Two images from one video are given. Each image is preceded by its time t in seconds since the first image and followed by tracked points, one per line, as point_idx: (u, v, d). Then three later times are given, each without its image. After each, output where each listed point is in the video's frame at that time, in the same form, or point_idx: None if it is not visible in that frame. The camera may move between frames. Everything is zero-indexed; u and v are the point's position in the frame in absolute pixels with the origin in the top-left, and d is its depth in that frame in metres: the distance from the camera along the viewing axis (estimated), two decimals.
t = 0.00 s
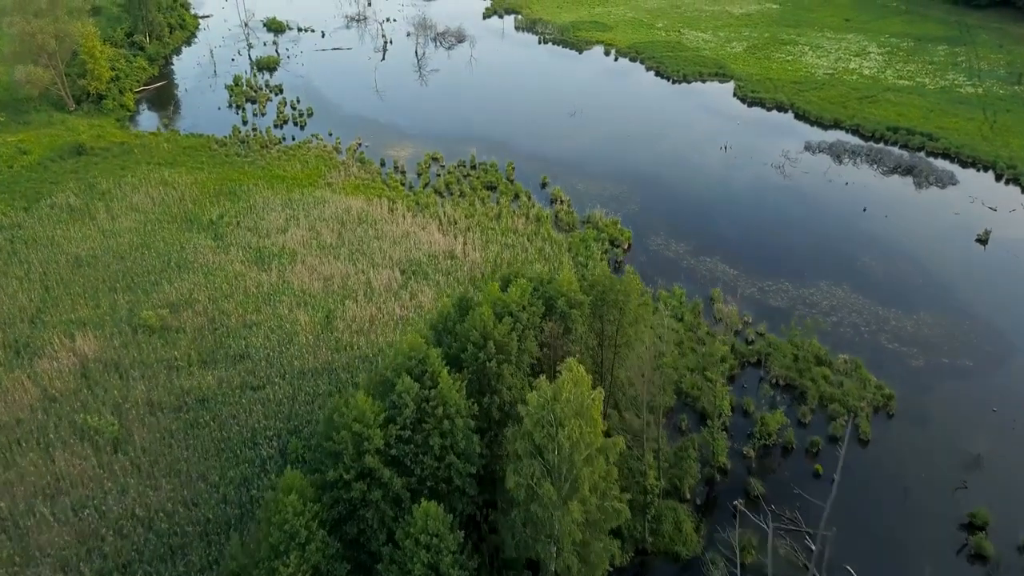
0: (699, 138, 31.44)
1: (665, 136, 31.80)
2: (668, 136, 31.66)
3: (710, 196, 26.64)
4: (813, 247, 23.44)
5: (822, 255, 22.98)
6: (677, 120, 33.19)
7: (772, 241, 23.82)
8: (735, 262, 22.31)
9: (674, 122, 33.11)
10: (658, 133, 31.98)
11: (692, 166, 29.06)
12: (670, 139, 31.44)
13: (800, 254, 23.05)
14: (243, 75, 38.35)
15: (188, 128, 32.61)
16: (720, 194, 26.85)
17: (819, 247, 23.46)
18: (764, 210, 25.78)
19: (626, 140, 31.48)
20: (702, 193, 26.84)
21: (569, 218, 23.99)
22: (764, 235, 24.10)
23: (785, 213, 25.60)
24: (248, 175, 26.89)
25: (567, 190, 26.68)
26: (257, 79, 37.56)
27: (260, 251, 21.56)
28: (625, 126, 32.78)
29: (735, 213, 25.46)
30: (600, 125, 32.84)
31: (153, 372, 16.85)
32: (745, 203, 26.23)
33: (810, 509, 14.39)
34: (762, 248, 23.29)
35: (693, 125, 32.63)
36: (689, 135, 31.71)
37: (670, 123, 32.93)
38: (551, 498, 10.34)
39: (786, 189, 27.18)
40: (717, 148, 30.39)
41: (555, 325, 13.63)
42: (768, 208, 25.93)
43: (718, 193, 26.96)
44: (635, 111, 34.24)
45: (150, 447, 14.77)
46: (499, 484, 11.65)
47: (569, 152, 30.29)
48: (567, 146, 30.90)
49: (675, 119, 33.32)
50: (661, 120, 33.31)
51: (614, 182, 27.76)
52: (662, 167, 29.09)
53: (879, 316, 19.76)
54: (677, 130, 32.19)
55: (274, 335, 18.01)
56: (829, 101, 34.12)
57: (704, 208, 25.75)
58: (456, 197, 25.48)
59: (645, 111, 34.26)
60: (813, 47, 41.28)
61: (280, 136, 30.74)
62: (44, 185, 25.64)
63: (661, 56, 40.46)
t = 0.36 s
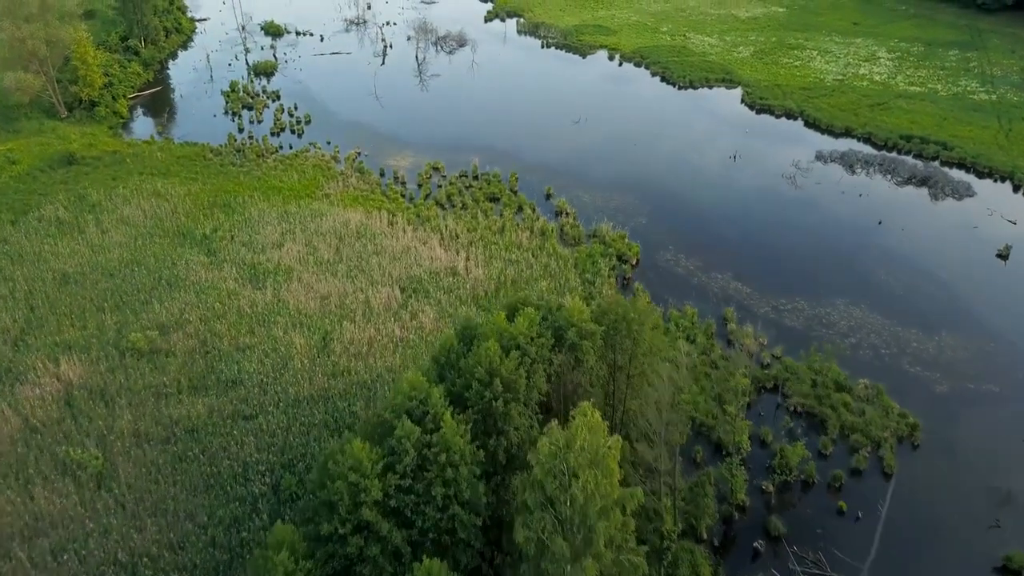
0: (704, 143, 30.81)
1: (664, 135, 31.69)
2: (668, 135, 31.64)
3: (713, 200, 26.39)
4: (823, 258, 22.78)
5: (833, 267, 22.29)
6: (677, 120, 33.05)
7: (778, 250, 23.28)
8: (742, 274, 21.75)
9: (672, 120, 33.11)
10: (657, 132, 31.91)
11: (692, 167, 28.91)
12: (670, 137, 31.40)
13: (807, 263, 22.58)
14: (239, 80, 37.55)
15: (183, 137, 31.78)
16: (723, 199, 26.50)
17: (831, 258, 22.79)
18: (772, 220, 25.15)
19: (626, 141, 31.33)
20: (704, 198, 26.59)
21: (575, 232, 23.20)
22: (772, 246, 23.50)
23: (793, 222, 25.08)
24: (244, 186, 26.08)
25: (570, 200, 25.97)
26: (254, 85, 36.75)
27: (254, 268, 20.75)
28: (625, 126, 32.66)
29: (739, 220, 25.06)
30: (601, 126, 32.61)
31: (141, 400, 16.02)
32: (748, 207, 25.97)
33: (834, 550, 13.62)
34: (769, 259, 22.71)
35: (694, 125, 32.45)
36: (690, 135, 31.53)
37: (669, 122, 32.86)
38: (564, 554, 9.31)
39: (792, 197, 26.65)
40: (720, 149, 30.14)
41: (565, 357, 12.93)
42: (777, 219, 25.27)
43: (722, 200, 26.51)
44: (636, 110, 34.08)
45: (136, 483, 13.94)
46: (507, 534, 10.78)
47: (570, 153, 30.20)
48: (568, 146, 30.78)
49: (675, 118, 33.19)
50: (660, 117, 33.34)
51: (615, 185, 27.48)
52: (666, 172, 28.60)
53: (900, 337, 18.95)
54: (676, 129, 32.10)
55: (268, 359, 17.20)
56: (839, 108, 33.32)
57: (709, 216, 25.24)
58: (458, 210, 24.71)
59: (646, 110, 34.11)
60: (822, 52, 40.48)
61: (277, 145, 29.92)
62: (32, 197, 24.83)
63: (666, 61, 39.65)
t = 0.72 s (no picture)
0: (710, 151, 30.13)
1: (664, 135, 31.73)
2: (670, 138, 31.36)
3: (713, 203, 26.27)
4: (835, 271, 22.04)
5: (846, 281, 21.51)
6: (679, 124, 32.73)
7: (784, 259, 22.69)
8: (746, 284, 21.25)
9: (672, 121, 33.11)
10: (657, 132, 31.93)
11: (692, 170, 28.79)
12: (671, 138, 31.35)
13: (814, 271, 22.04)
14: (235, 86, 36.66)
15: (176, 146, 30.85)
16: (725, 204, 26.23)
17: (844, 271, 22.01)
18: (780, 229, 24.55)
19: (627, 142, 31.16)
20: (708, 205, 26.10)
21: (582, 248, 22.32)
22: (779, 256, 22.86)
23: (796, 225, 24.73)
24: (239, 200, 25.18)
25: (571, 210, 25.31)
26: (251, 92, 35.87)
27: (247, 288, 19.84)
28: (625, 126, 32.45)
29: (742, 225, 24.72)
30: (601, 127, 32.37)
31: (125, 433, 15.10)
32: (750, 211, 25.63)
33: None
34: (774, 267, 22.21)
35: (695, 127, 32.35)
36: (689, 136, 31.50)
37: (670, 125, 32.60)
38: None
39: (798, 204, 26.11)
40: (724, 151, 30.04)
41: (578, 398, 11.99)
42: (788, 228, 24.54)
43: (727, 207, 26.01)
44: (638, 114, 33.64)
45: (117, 528, 13.03)
46: None
47: (573, 154, 29.98)
48: (569, 150, 30.29)
49: (676, 121, 33.04)
50: (662, 120, 33.12)
51: (614, 189, 27.26)
52: (670, 179, 28.04)
53: (924, 363, 18.03)
54: (675, 131, 32.05)
55: (261, 388, 16.30)
56: (852, 117, 32.42)
57: (714, 224, 24.76)
58: (460, 225, 23.84)
59: (648, 114, 33.67)
60: (831, 58, 39.59)
61: (273, 155, 29.00)
62: (18, 211, 23.93)
63: (672, 67, 38.76)
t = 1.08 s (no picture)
0: (713, 153, 29.87)
1: (664, 135, 31.60)
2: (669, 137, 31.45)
3: (714, 205, 26.13)
4: (838, 278, 21.76)
5: (850, 289, 21.20)
6: (679, 126, 32.54)
7: (785, 262, 22.55)
8: (747, 288, 21.05)
9: (672, 121, 33.04)
10: (657, 132, 31.81)
11: (693, 171, 28.63)
12: (670, 137, 31.41)
13: (814, 275, 21.88)
14: (231, 93, 35.75)
15: (168, 157, 29.90)
16: (726, 206, 26.05)
17: (848, 278, 21.76)
18: (784, 232, 24.32)
19: (627, 142, 31.05)
20: (710, 207, 25.91)
21: (589, 266, 21.42)
22: (780, 260, 22.68)
23: (797, 228, 24.65)
24: (232, 214, 24.27)
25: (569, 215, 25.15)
26: (247, 99, 34.96)
27: (240, 309, 18.95)
28: (624, 126, 32.49)
29: (744, 229, 24.49)
30: (601, 127, 32.28)
31: (107, 472, 14.19)
32: (751, 214, 25.49)
33: None
34: (775, 271, 22.04)
35: (694, 130, 32.12)
36: (689, 137, 31.44)
37: (670, 125, 32.62)
38: None
39: (800, 207, 25.94)
40: (727, 150, 29.91)
41: (593, 448, 11.03)
42: (790, 232, 24.37)
43: (728, 209, 25.84)
44: (639, 117, 33.26)
45: None
46: None
47: (575, 155, 29.82)
48: (570, 152, 30.11)
49: (676, 123, 32.79)
50: (661, 121, 32.98)
51: (614, 193, 27.09)
52: (672, 182, 27.85)
53: (951, 392, 17.13)
54: (676, 131, 31.94)
55: (252, 421, 15.39)
56: (864, 126, 31.52)
57: (715, 226, 24.64)
58: (462, 241, 22.95)
59: (650, 119, 33.18)
60: (841, 64, 38.73)
61: (269, 165, 28.12)
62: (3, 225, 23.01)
63: (679, 73, 37.86)
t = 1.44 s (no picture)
0: (714, 156, 29.56)
1: (664, 136, 31.52)
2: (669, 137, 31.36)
3: (714, 203, 25.83)
4: (839, 283, 21.44)
5: (851, 296, 20.86)
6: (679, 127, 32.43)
7: (783, 264, 22.31)
8: (745, 291, 20.84)
9: (672, 121, 33.05)
10: (657, 133, 31.73)
11: (693, 171, 28.41)
12: (670, 138, 31.27)
13: (813, 278, 21.62)
14: (225, 102, 34.70)
15: (158, 170, 28.77)
16: (725, 205, 25.78)
17: (849, 283, 21.44)
18: (784, 233, 24.00)
19: (627, 142, 30.90)
20: (709, 206, 25.63)
21: (599, 289, 20.36)
22: (780, 261, 22.41)
23: (797, 228, 24.39)
24: (224, 232, 23.21)
25: (566, 216, 24.99)
26: (242, 108, 33.91)
27: (230, 339, 17.92)
28: (625, 126, 32.37)
29: (743, 230, 24.19)
30: (601, 128, 32.01)
31: (83, 524, 13.13)
32: (751, 213, 25.22)
33: None
34: (774, 273, 21.80)
35: (694, 132, 31.94)
36: (689, 137, 31.38)
37: (670, 125, 32.55)
38: None
39: (802, 206, 25.61)
40: (728, 153, 29.73)
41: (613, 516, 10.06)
42: (790, 233, 24.07)
43: (728, 208, 25.55)
44: (641, 120, 32.98)
45: None
46: None
47: (575, 155, 29.64)
48: (569, 151, 29.96)
49: (676, 126, 32.62)
50: (660, 122, 32.86)
51: (615, 194, 26.52)
52: (671, 182, 27.60)
53: (986, 430, 16.10)
54: (676, 132, 31.89)
55: (241, 466, 14.34)
56: (880, 137, 30.52)
57: (713, 225, 24.42)
58: (465, 262, 21.93)
59: (652, 121, 32.89)
60: (852, 72, 37.74)
61: (263, 179, 27.07)
62: None
63: (687, 81, 36.84)
